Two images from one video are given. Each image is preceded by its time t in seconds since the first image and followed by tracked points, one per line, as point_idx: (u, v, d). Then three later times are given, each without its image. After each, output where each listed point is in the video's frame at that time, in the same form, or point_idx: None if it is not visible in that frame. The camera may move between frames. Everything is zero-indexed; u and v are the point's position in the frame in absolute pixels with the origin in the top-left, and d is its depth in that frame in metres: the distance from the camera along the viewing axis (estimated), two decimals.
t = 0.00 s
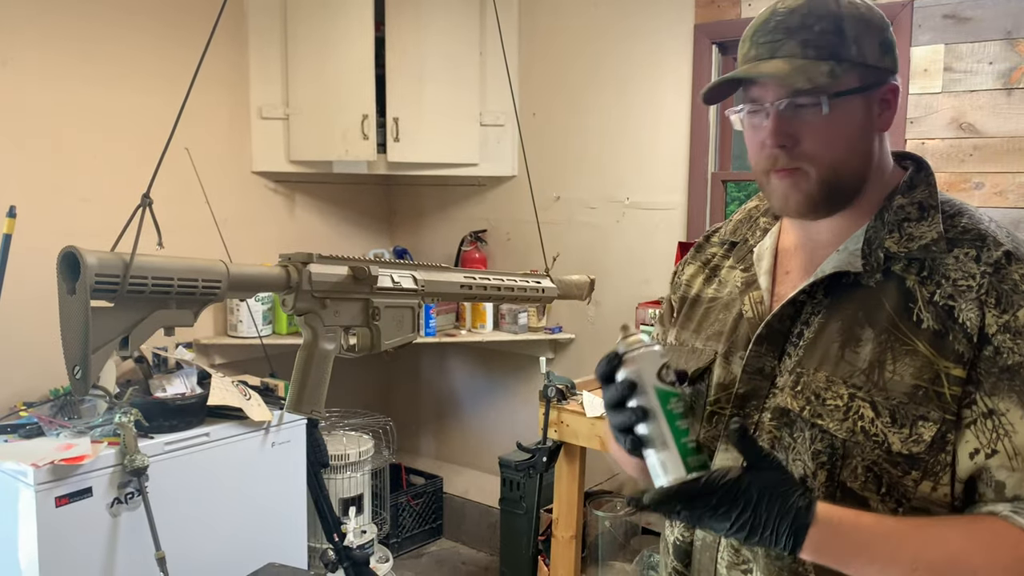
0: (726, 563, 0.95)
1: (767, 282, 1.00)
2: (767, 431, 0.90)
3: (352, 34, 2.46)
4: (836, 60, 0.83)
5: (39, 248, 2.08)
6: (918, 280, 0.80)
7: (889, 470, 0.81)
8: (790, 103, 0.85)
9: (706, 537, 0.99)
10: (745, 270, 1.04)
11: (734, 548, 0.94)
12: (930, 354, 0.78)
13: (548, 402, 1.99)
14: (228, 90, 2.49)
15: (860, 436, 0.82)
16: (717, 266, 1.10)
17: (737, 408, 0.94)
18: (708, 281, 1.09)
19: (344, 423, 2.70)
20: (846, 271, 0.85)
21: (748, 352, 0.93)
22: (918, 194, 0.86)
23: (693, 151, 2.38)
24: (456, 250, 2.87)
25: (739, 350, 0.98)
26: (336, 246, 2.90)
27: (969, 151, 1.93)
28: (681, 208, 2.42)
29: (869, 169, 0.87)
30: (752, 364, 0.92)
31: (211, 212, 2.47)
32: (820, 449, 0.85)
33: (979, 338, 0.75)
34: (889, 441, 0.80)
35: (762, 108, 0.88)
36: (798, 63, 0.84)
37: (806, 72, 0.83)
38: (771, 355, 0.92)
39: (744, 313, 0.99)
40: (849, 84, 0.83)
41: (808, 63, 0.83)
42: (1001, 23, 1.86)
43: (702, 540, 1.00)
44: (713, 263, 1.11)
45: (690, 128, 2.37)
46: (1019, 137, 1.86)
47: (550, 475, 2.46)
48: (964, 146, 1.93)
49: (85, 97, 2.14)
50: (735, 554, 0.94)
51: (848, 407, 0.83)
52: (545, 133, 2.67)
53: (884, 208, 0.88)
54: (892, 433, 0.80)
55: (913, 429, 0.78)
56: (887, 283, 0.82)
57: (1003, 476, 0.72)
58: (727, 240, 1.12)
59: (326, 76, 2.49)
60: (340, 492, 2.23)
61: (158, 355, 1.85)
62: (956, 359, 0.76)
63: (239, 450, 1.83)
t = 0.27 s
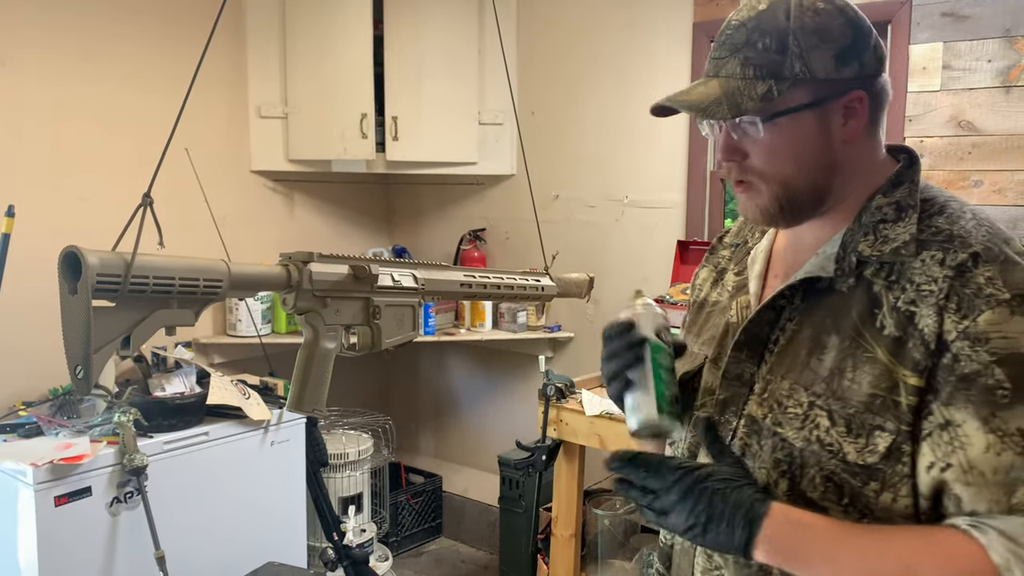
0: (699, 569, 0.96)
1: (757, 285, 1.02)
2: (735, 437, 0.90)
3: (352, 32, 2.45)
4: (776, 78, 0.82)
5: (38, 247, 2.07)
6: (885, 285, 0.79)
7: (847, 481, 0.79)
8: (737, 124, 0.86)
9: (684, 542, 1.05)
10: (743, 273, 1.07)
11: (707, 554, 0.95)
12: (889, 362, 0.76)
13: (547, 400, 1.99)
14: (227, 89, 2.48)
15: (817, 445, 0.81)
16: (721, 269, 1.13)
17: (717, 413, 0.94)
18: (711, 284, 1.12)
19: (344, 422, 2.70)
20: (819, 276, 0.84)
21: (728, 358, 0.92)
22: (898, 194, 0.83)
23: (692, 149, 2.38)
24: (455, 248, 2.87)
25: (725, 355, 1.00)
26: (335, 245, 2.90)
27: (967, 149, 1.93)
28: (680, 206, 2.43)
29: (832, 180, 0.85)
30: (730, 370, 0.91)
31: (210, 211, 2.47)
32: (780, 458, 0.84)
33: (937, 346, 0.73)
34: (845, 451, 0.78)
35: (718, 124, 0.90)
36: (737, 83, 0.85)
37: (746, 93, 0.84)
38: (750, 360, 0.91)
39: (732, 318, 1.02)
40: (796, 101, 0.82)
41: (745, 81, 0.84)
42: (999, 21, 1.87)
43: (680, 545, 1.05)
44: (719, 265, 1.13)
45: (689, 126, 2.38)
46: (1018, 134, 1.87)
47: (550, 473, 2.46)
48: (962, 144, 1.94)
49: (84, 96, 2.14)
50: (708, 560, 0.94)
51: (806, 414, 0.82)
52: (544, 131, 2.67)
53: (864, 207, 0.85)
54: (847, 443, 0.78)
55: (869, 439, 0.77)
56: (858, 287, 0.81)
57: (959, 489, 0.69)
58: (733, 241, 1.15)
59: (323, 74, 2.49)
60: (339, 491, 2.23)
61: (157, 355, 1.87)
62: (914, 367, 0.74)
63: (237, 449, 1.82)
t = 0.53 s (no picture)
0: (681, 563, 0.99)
1: (757, 283, 1.03)
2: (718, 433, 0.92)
3: (352, 32, 2.45)
4: (758, 79, 0.82)
5: (38, 246, 2.07)
6: (864, 285, 0.78)
7: (809, 479, 0.79)
8: (724, 128, 0.87)
9: (672, 536, 1.07)
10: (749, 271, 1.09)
11: (687, 550, 0.98)
12: (854, 359, 0.76)
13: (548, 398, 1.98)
14: (227, 87, 2.48)
15: (780, 442, 0.82)
16: (733, 266, 1.14)
17: (709, 412, 0.94)
18: (723, 280, 1.14)
19: (344, 420, 2.70)
20: (807, 275, 0.86)
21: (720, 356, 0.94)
22: (892, 193, 0.82)
23: (692, 147, 2.38)
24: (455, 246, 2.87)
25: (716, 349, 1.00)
26: (335, 243, 2.90)
27: (967, 146, 1.93)
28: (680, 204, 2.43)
29: (825, 178, 0.84)
30: (720, 367, 0.93)
31: (210, 209, 2.46)
32: (746, 453, 0.86)
33: (898, 343, 0.71)
34: (806, 449, 0.79)
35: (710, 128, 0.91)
36: (719, 87, 0.86)
37: (728, 97, 0.84)
38: (741, 359, 0.92)
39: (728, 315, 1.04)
40: (781, 100, 0.82)
41: (729, 83, 0.85)
42: (999, 17, 1.86)
43: (669, 539, 1.08)
44: (733, 262, 1.15)
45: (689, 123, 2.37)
46: (1018, 131, 1.86)
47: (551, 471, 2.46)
48: (962, 141, 1.93)
49: (83, 95, 2.14)
50: (687, 556, 0.98)
51: (773, 411, 0.83)
52: (544, 129, 2.67)
53: (861, 201, 0.84)
54: (810, 440, 0.79)
55: (831, 437, 0.77)
56: (841, 286, 0.82)
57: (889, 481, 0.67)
58: (748, 241, 1.16)
59: (322, 73, 2.49)
60: (340, 489, 2.23)
61: (158, 353, 1.86)
62: (877, 366, 0.73)
63: (237, 447, 1.82)
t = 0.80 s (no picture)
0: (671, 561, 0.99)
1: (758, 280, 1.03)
2: (714, 430, 0.92)
3: (352, 30, 2.45)
4: (763, 64, 0.82)
5: (38, 245, 2.07)
6: (862, 278, 0.78)
7: (807, 477, 0.78)
8: (729, 114, 0.87)
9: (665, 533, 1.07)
10: (750, 268, 1.10)
11: (677, 546, 0.99)
12: (851, 355, 0.76)
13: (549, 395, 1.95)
14: (226, 85, 2.48)
15: (778, 439, 0.81)
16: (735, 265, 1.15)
17: (703, 407, 0.94)
18: (725, 279, 1.14)
19: (344, 418, 2.71)
20: (803, 269, 0.85)
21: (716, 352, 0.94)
22: (891, 186, 0.81)
23: (693, 144, 2.38)
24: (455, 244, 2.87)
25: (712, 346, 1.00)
26: (335, 241, 2.90)
27: (967, 143, 1.93)
28: (680, 201, 2.43)
29: (829, 169, 0.84)
30: (717, 363, 0.92)
31: (210, 207, 2.46)
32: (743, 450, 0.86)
33: (896, 339, 0.71)
34: (804, 446, 0.78)
35: (713, 115, 0.91)
36: (725, 70, 0.86)
37: (732, 80, 0.85)
38: (738, 354, 0.92)
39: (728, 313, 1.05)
40: (787, 86, 0.82)
41: (733, 67, 0.85)
42: (999, 14, 1.86)
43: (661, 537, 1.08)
44: (735, 261, 1.16)
45: (689, 121, 2.37)
46: (1018, 128, 1.86)
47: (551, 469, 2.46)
48: (962, 138, 1.93)
49: (83, 94, 2.14)
50: (678, 552, 0.98)
51: (770, 407, 0.83)
52: (544, 127, 2.67)
53: (861, 195, 0.84)
54: (807, 437, 0.78)
55: (828, 434, 0.76)
56: (839, 281, 0.81)
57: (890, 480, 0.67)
58: (751, 240, 1.16)
59: (322, 70, 2.49)
60: (340, 487, 2.23)
61: (157, 351, 1.81)
62: (875, 362, 0.73)
63: (238, 445, 1.82)
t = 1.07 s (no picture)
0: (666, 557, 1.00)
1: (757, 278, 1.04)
2: (710, 429, 0.92)
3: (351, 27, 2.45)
4: (766, 58, 0.83)
5: (38, 244, 2.07)
6: (857, 278, 0.78)
7: (801, 477, 0.79)
8: (730, 108, 0.87)
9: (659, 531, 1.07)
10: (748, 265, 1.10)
11: (672, 544, 1.00)
12: (846, 355, 0.76)
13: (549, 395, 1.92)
14: (226, 84, 2.48)
15: (771, 439, 0.81)
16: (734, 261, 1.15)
17: (698, 406, 0.94)
18: (725, 277, 1.14)
19: (344, 416, 2.70)
20: (800, 267, 0.85)
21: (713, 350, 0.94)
22: (889, 185, 0.81)
23: (693, 142, 2.38)
24: (455, 242, 2.87)
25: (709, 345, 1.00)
26: (335, 240, 2.90)
27: (967, 141, 1.93)
28: (680, 199, 2.42)
29: (828, 166, 0.84)
30: (713, 361, 0.92)
31: (210, 205, 2.46)
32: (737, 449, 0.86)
33: (891, 339, 0.71)
34: (797, 446, 0.78)
35: (715, 108, 0.91)
36: (727, 63, 0.86)
37: (734, 73, 0.85)
38: (734, 353, 0.92)
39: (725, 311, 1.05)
40: (788, 81, 0.82)
41: (737, 61, 0.85)
42: (999, 12, 1.86)
43: (656, 534, 1.08)
44: (734, 258, 1.16)
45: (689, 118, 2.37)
46: (1018, 126, 1.86)
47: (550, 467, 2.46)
48: (962, 136, 1.93)
49: (82, 92, 2.13)
50: (673, 549, 1.00)
51: (764, 406, 0.83)
52: (544, 125, 2.66)
53: (858, 195, 0.84)
54: (800, 437, 0.78)
55: (821, 434, 0.76)
56: (834, 280, 0.81)
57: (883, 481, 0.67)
58: (751, 236, 1.16)
59: (322, 68, 2.49)
60: (340, 485, 2.23)
61: (157, 348, 1.82)
62: (869, 363, 0.73)
63: (238, 444, 1.82)
